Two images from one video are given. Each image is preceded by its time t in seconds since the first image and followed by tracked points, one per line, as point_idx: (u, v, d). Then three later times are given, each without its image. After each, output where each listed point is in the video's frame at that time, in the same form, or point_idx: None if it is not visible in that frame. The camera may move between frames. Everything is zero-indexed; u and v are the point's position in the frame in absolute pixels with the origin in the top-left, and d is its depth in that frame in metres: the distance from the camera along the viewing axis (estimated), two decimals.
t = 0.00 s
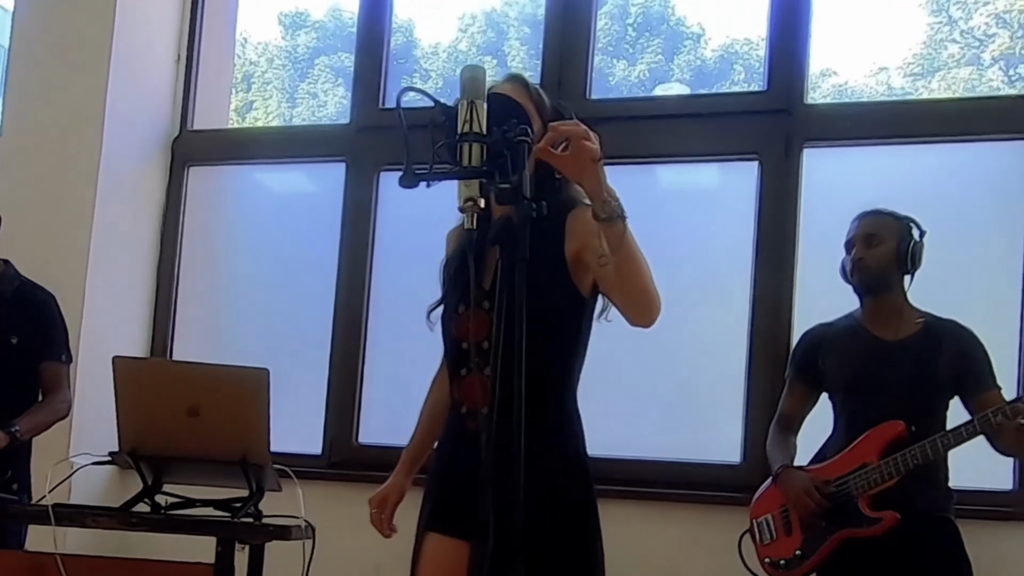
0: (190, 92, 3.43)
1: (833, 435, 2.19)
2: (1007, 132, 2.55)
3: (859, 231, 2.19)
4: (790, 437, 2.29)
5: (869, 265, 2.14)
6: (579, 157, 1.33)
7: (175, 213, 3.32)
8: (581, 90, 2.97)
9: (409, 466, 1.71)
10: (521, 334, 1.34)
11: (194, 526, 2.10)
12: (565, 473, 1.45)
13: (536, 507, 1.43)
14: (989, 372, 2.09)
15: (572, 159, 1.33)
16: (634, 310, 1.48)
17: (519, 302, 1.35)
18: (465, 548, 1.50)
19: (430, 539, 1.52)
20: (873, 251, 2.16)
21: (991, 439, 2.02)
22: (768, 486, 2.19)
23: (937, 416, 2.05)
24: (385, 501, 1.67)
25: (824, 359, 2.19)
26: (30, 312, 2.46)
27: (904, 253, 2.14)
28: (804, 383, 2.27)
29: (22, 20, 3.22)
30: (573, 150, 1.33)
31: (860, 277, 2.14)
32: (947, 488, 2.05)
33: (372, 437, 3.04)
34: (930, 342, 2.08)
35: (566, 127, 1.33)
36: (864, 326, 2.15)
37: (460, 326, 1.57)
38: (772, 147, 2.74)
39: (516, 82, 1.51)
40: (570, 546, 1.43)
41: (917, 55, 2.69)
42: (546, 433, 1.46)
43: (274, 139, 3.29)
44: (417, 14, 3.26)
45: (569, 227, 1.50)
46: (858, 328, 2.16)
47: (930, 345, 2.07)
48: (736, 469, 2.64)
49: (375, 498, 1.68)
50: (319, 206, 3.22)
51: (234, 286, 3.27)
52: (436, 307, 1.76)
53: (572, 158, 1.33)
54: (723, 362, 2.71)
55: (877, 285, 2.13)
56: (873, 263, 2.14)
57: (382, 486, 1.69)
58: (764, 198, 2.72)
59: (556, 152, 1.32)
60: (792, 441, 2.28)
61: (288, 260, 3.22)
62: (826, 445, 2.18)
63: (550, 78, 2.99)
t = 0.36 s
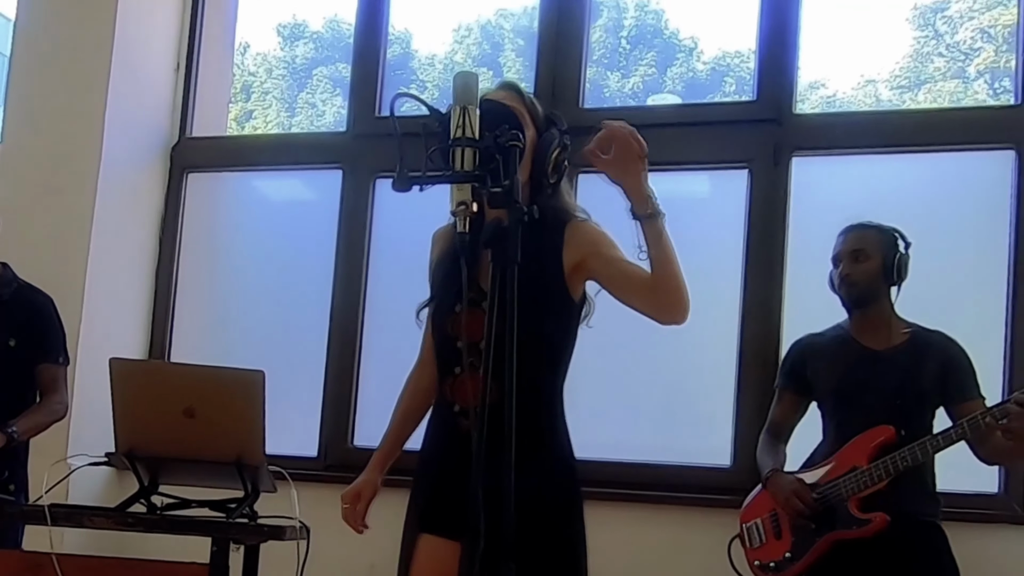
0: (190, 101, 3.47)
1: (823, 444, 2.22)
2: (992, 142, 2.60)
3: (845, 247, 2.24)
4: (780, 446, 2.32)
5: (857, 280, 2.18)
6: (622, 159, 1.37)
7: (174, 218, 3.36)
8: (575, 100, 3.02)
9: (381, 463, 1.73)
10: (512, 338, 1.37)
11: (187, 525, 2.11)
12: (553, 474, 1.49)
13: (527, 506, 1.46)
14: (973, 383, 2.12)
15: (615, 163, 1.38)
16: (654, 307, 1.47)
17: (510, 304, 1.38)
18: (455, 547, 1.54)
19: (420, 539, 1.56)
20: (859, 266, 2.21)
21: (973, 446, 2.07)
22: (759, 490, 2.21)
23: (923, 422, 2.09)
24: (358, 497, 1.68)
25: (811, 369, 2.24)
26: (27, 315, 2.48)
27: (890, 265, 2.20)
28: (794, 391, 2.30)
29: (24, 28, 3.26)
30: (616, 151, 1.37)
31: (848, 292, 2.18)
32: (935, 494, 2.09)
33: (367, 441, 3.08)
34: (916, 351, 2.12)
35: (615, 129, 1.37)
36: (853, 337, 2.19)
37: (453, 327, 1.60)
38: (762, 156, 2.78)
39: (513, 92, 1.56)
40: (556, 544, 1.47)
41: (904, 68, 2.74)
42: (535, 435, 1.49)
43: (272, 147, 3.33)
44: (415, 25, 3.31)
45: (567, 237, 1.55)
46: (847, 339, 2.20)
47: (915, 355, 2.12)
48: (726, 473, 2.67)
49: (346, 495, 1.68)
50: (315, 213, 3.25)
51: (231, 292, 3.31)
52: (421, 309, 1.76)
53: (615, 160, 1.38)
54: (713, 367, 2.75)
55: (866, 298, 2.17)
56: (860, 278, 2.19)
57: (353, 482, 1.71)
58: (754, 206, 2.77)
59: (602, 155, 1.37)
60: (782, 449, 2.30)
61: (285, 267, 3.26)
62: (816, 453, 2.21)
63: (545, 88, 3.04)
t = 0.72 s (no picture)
0: (189, 104, 3.51)
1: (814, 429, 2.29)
2: (977, 142, 2.65)
3: (840, 236, 2.28)
4: (772, 433, 2.39)
5: (853, 268, 2.24)
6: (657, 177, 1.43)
7: (174, 219, 3.40)
8: (569, 102, 3.07)
9: (372, 451, 1.78)
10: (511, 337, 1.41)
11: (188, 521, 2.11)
12: (549, 473, 1.52)
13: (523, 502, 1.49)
14: (966, 373, 2.18)
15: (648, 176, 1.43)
16: (620, 337, 1.53)
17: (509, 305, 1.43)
18: (455, 541, 1.56)
19: (419, 532, 1.58)
20: (856, 254, 2.25)
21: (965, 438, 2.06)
22: (751, 480, 2.29)
23: (914, 415, 2.15)
24: (350, 483, 1.73)
25: (805, 360, 2.28)
26: (32, 313, 2.47)
27: (884, 254, 2.25)
28: (786, 379, 2.35)
29: (26, 31, 3.29)
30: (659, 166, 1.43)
31: (844, 278, 2.23)
32: (925, 485, 2.14)
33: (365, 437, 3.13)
34: (911, 346, 2.16)
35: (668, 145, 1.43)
36: (847, 326, 2.24)
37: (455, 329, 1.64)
38: (752, 156, 2.84)
39: (509, 100, 1.59)
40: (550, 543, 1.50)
41: (890, 69, 2.80)
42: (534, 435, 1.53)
43: (269, 148, 3.37)
44: (410, 28, 3.36)
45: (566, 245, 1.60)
46: (841, 330, 2.25)
47: (910, 349, 2.16)
48: (720, 467, 2.73)
49: (335, 482, 1.74)
50: (314, 213, 3.30)
51: (230, 291, 3.35)
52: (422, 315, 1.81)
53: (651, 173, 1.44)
54: (706, 362, 2.81)
55: (862, 287, 2.22)
56: (857, 266, 2.24)
57: (344, 469, 1.75)
58: (745, 205, 2.82)
59: (648, 166, 1.43)
60: (774, 436, 2.37)
61: (284, 266, 3.31)
62: (808, 441, 2.27)
63: (539, 90, 3.10)
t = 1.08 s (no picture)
0: (202, 102, 3.57)
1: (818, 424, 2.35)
2: (976, 134, 2.70)
3: (842, 240, 2.33)
4: (777, 429, 2.43)
5: (855, 273, 2.29)
6: (596, 154, 1.51)
7: (187, 215, 3.46)
8: (573, 96, 3.13)
9: (415, 442, 1.80)
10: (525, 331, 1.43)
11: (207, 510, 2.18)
12: (562, 460, 1.56)
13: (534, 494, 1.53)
14: (963, 367, 2.23)
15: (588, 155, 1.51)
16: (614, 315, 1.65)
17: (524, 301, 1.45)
18: (469, 529, 1.58)
19: (432, 519, 1.60)
20: (858, 259, 2.30)
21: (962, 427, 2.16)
22: (757, 474, 2.34)
23: (915, 406, 2.21)
24: (393, 472, 1.76)
25: (808, 354, 2.35)
26: (52, 308, 2.52)
27: (886, 257, 2.31)
28: (790, 377, 2.41)
29: (41, 31, 3.36)
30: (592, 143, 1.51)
31: (847, 283, 2.29)
32: (927, 473, 2.20)
33: (377, 427, 3.19)
34: (910, 339, 2.24)
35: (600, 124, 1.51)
36: (849, 325, 2.31)
37: (471, 322, 1.59)
38: (755, 149, 2.90)
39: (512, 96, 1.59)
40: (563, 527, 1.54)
41: (889, 62, 2.86)
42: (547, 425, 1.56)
43: (280, 144, 3.44)
44: (415, 24, 3.41)
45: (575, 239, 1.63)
46: (842, 325, 2.32)
47: (909, 343, 2.23)
48: (724, 455, 2.79)
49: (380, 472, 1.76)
50: (324, 207, 3.36)
51: (243, 284, 3.41)
52: (444, 309, 1.85)
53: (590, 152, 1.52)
54: (711, 351, 2.87)
55: (863, 290, 2.28)
56: (858, 270, 2.29)
57: (389, 459, 1.79)
58: (748, 196, 2.88)
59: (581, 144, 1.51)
60: (780, 431, 2.42)
61: (296, 260, 3.37)
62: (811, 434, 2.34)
63: (544, 84, 3.15)
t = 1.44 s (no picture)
0: (219, 101, 3.62)
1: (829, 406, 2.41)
2: (983, 125, 2.74)
3: (852, 220, 2.39)
4: (787, 411, 2.48)
5: (864, 252, 2.34)
6: (615, 145, 1.52)
7: (206, 212, 3.52)
8: (583, 90, 3.17)
9: (449, 442, 1.84)
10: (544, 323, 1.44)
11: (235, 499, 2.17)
12: (584, 452, 1.56)
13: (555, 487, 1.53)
14: (975, 353, 2.27)
15: (609, 147, 1.52)
16: (650, 296, 1.60)
17: (543, 292, 1.46)
18: (495, 523, 1.56)
19: (459, 512, 1.59)
20: (865, 237, 2.36)
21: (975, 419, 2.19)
22: (769, 456, 2.40)
23: (926, 393, 2.26)
24: (430, 472, 1.80)
25: (820, 341, 2.40)
26: (78, 305, 2.57)
27: (894, 237, 2.35)
28: (800, 359, 2.47)
29: (65, 32, 3.42)
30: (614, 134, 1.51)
31: (854, 262, 2.34)
32: (936, 461, 2.25)
33: (393, 419, 3.24)
34: (920, 324, 2.27)
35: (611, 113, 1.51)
36: (860, 309, 2.35)
37: (492, 318, 1.67)
38: (764, 142, 2.94)
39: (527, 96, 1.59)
40: (587, 520, 1.54)
41: (895, 54, 2.90)
42: (568, 417, 1.57)
43: (295, 140, 3.49)
44: (425, 20, 3.46)
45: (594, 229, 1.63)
46: (853, 309, 2.37)
47: (919, 328, 2.27)
48: (736, 444, 2.82)
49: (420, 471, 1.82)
50: (339, 202, 3.42)
51: (261, 279, 3.47)
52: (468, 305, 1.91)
53: (610, 144, 1.52)
54: (722, 341, 2.91)
55: (871, 270, 2.33)
56: (866, 250, 2.34)
57: (426, 458, 1.83)
58: (757, 189, 2.92)
59: (604, 135, 1.52)
60: (789, 413, 2.48)
61: (312, 255, 3.42)
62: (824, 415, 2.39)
63: (555, 79, 3.19)
